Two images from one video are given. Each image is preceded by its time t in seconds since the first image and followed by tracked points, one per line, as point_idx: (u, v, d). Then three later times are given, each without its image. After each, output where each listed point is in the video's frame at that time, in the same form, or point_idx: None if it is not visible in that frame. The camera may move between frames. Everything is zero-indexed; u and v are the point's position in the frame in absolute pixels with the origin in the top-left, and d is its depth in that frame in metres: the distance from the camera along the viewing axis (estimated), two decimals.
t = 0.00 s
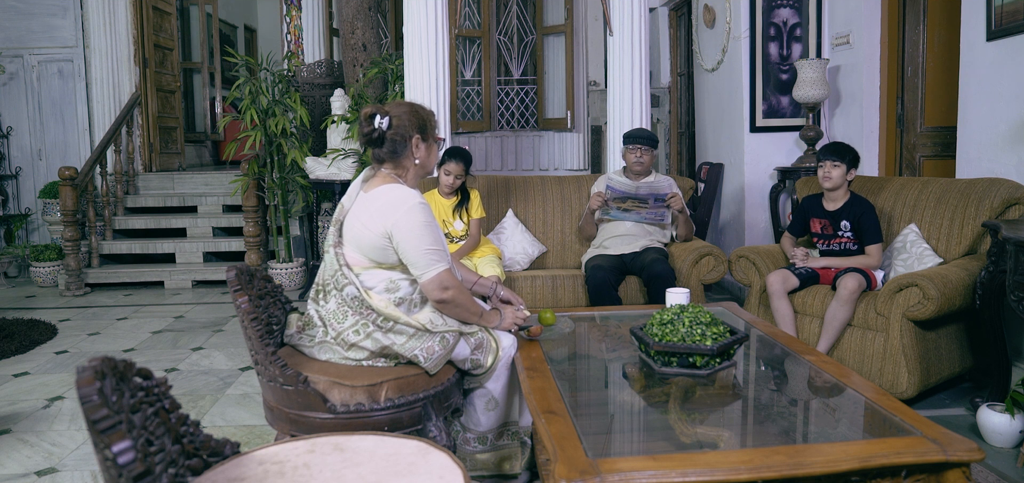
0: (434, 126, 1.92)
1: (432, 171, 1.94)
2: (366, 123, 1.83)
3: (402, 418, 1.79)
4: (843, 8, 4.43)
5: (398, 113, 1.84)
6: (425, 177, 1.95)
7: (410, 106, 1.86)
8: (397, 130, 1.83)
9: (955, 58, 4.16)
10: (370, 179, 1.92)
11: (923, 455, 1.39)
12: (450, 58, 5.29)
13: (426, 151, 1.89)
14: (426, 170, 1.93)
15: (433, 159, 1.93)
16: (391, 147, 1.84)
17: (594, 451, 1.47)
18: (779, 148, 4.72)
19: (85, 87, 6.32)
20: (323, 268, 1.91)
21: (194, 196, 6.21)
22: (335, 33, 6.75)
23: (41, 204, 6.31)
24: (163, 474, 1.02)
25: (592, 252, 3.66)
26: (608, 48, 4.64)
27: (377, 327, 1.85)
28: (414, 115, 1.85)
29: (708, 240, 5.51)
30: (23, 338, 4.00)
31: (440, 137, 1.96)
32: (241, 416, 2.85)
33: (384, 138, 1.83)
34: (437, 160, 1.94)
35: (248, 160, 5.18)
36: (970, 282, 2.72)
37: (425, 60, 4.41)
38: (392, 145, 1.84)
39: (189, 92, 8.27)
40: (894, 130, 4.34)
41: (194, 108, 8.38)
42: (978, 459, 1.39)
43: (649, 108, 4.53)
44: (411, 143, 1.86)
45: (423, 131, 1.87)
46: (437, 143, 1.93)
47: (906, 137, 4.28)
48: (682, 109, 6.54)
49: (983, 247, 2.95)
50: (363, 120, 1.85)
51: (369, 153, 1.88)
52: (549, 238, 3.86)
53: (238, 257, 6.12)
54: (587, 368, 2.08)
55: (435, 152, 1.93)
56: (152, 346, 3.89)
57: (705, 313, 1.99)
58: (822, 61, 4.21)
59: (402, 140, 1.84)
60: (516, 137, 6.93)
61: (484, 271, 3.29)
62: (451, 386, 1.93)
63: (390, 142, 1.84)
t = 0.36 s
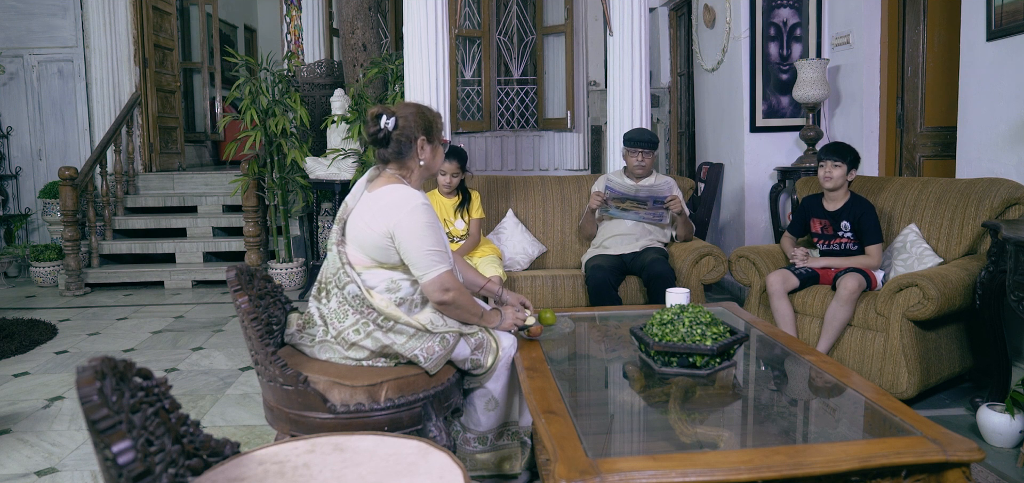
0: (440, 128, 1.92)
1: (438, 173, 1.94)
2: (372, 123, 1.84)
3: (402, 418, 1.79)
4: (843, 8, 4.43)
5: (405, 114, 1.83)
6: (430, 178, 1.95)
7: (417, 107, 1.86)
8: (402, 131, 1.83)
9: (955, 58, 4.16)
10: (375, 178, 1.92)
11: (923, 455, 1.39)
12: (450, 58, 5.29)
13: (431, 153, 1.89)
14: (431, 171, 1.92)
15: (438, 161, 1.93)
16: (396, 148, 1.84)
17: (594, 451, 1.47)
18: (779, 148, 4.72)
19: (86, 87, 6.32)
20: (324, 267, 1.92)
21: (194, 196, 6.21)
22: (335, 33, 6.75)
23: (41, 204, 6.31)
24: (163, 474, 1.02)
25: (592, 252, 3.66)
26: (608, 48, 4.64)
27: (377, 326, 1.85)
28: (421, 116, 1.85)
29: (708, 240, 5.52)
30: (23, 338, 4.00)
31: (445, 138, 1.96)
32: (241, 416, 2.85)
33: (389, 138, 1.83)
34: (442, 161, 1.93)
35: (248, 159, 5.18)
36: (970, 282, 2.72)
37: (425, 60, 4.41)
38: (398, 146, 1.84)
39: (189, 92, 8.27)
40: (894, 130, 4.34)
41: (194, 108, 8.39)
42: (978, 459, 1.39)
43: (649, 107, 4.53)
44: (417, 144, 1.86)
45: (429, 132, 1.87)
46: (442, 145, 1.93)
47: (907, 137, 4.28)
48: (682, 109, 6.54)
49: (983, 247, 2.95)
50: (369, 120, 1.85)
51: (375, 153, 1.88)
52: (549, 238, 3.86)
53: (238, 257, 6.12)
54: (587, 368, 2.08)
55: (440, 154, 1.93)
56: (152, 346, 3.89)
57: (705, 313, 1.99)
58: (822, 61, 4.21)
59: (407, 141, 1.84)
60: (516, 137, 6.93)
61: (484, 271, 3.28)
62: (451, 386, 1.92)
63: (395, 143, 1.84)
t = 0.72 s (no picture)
0: (441, 128, 1.92)
1: (439, 173, 1.94)
2: (373, 123, 1.84)
3: (402, 418, 1.79)
4: (843, 8, 4.43)
5: (406, 114, 1.83)
6: (431, 179, 1.95)
7: (418, 107, 1.86)
8: (404, 131, 1.83)
9: (955, 58, 4.16)
10: (376, 178, 1.92)
11: (923, 455, 1.39)
12: (450, 58, 5.29)
13: (432, 154, 1.89)
14: (432, 172, 1.92)
15: (440, 161, 1.93)
16: (397, 148, 1.84)
17: (594, 451, 1.47)
18: (779, 148, 4.72)
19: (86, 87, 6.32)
20: (325, 267, 1.92)
21: (194, 196, 6.20)
22: (335, 33, 6.75)
23: (41, 204, 6.31)
24: (163, 474, 1.02)
25: (592, 252, 3.66)
26: (608, 48, 4.64)
27: (377, 326, 1.85)
28: (422, 116, 1.85)
29: (708, 240, 5.52)
30: (23, 338, 4.00)
31: (446, 138, 1.96)
32: (241, 416, 2.85)
33: (390, 138, 1.83)
34: (443, 162, 1.93)
35: (248, 160, 5.18)
36: (970, 282, 2.72)
37: (425, 60, 4.41)
38: (399, 147, 1.84)
39: (189, 92, 8.27)
40: (894, 130, 4.34)
41: (194, 108, 8.39)
42: (978, 459, 1.39)
43: (649, 107, 4.53)
44: (418, 145, 1.86)
45: (430, 133, 1.87)
46: (443, 145, 1.92)
47: (907, 137, 4.28)
48: (682, 109, 6.54)
49: (983, 247, 2.95)
50: (370, 120, 1.85)
51: (376, 153, 1.88)
52: (549, 238, 3.86)
53: (238, 257, 6.12)
54: (587, 368, 2.08)
55: (441, 154, 1.93)
56: (152, 346, 3.89)
57: (705, 313, 1.99)
58: (822, 61, 4.21)
59: (409, 142, 1.84)
60: (516, 137, 6.92)
61: (485, 271, 3.28)
62: (451, 386, 1.92)
63: (396, 143, 1.84)
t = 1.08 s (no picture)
0: (436, 126, 1.92)
1: (435, 171, 1.94)
2: (368, 124, 1.84)
3: (402, 418, 1.79)
4: (843, 8, 4.43)
5: (401, 113, 1.84)
6: (427, 178, 1.95)
7: (413, 106, 1.86)
8: (399, 130, 1.83)
9: (955, 58, 4.16)
10: (372, 178, 1.92)
11: (923, 455, 1.39)
12: (450, 59, 5.29)
13: (428, 152, 1.89)
14: (428, 170, 1.93)
15: (436, 160, 1.93)
16: (393, 148, 1.84)
17: (594, 451, 1.47)
18: (779, 148, 4.72)
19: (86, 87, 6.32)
20: (324, 267, 1.91)
21: (194, 196, 6.20)
22: (335, 33, 6.75)
23: (41, 204, 6.31)
24: (163, 474, 1.02)
25: (592, 252, 3.66)
26: (608, 48, 4.64)
27: (377, 327, 1.85)
28: (418, 115, 1.85)
29: (708, 240, 5.52)
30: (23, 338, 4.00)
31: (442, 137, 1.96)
32: (241, 416, 2.85)
33: (386, 138, 1.83)
34: (439, 160, 1.93)
35: (248, 159, 5.18)
36: (970, 282, 2.72)
37: (425, 60, 4.41)
38: (395, 146, 1.84)
39: (189, 92, 8.27)
40: (894, 130, 4.34)
41: (194, 108, 8.39)
42: (978, 459, 1.39)
43: (649, 107, 4.53)
44: (414, 143, 1.86)
45: (425, 131, 1.87)
46: (439, 143, 1.93)
47: (906, 137, 4.28)
48: (682, 109, 6.54)
49: (983, 247, 2.95)
50: (365, 120, 1.85)
51: (372, 153, 1.88)
52: (549, 238, 3.86)
53: (238, 257, 6.12)
54: (587, 368, 2.08)
55: (437, 153, 1.93)
56: (152, 346, 3.89)
57: (704, 313, 1.99)
58: (822, 61, 4.21)
59: (404, 141, 1.84)
60: (516, 137, 6.92)
61: (485, 271, 3.28)
62: (451, 386, 1.92)
63: (392, 143, 1.84)
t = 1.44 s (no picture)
0: (430, 125, 1.93)
1: (430, 170, 1.94)
2: (363, 123, 1.83)
3: (402, 418, 1.79)
4: (843, 8, 4.43)
5: (395, 112, 1.84)
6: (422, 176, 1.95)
7: (406, 105, 1.86)
8: (395, 129, 1.83)
9: (955, 58, 4.16)
10: (366, 178, 1.92)
11: (923, 455, 1.39)
12: (450, 59, 5.29)
13: (424, 150, 1.89)
14: (424, 169, 1.93)
15: (431, 158, 1.93)
16: (388, 147, 1.84)
17: (594, 451, 1.47)
18: (779, 148, 4.72)
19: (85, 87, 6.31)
20: (322, 269, 1.91)
21: (194, 196, 6.20)
22: (335, 33, 6.76)
23: (41, 204, 6.30)
24: (163, 474, 1.02)
25: (592, 252, 3.66)
26: (608, 48, 4.64)
27: (376, 328, 1.85)
28: (412, 114, 1.85)
29: (708, 240, 5.52)
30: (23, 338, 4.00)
31: (437, 135, 1.96)
32: (241, 416, 2.85)
33: (381, 138, 1.83)
34: (434, 158, 1.94)
35: (248, 160, 5.18)
36: (970, 282, 2.72)
37: (425, 60, 4.41)
38: (390, 145, 1.84)
39: (189, 92, 8.27)
40: (894, 130, 4.34)
41: (194, 108, 8.39)
42: (978, 459, 1.39)
43: (649, 107, 4.53)
44: (409, 142, 1.86)
45: (420, 130, 1.87)
46: (434, 141, 1.93)
47: (907, 137, 4.28)
48: (683, 109, 6.54)
49: (983, 247, 2.95)
50: (360, 120, 1.85)
51: (367, 153, 1.88)
52: (549, 238, 3.86)
53: (238, 257, 6.12)
54: (587, 368, 2.08)
55: (433, 151, 1.93)
56: (152, 346, 3.89)
57: (704, 313, 1.99)
58: (822, 61, 4.21)
59: (399, 140, 1.84)
60: (516, 137, 6.93)
61: (485, 271, 3.28)
62: (451, 386, 1.92)
63: (387, 142, 1.84)
